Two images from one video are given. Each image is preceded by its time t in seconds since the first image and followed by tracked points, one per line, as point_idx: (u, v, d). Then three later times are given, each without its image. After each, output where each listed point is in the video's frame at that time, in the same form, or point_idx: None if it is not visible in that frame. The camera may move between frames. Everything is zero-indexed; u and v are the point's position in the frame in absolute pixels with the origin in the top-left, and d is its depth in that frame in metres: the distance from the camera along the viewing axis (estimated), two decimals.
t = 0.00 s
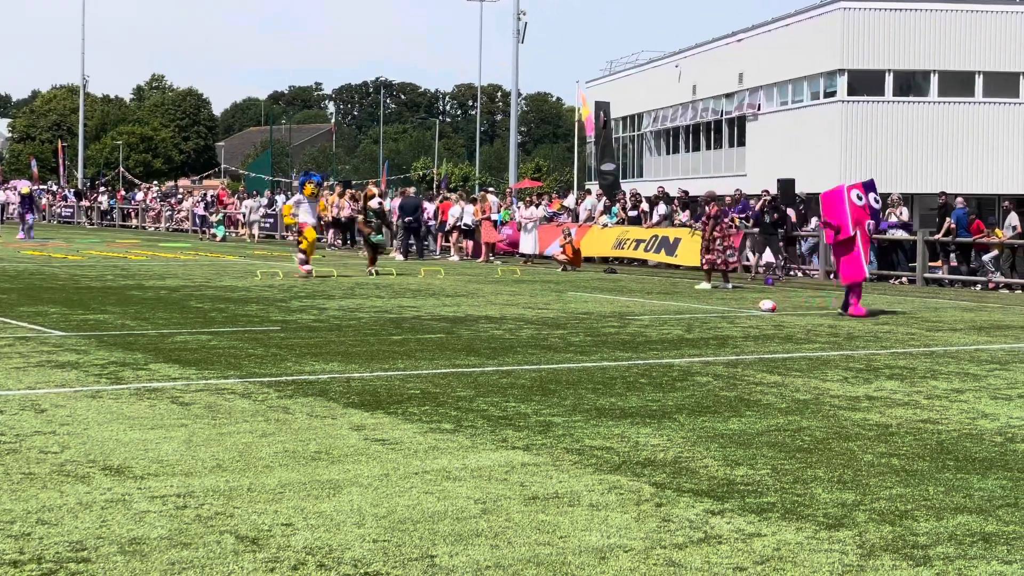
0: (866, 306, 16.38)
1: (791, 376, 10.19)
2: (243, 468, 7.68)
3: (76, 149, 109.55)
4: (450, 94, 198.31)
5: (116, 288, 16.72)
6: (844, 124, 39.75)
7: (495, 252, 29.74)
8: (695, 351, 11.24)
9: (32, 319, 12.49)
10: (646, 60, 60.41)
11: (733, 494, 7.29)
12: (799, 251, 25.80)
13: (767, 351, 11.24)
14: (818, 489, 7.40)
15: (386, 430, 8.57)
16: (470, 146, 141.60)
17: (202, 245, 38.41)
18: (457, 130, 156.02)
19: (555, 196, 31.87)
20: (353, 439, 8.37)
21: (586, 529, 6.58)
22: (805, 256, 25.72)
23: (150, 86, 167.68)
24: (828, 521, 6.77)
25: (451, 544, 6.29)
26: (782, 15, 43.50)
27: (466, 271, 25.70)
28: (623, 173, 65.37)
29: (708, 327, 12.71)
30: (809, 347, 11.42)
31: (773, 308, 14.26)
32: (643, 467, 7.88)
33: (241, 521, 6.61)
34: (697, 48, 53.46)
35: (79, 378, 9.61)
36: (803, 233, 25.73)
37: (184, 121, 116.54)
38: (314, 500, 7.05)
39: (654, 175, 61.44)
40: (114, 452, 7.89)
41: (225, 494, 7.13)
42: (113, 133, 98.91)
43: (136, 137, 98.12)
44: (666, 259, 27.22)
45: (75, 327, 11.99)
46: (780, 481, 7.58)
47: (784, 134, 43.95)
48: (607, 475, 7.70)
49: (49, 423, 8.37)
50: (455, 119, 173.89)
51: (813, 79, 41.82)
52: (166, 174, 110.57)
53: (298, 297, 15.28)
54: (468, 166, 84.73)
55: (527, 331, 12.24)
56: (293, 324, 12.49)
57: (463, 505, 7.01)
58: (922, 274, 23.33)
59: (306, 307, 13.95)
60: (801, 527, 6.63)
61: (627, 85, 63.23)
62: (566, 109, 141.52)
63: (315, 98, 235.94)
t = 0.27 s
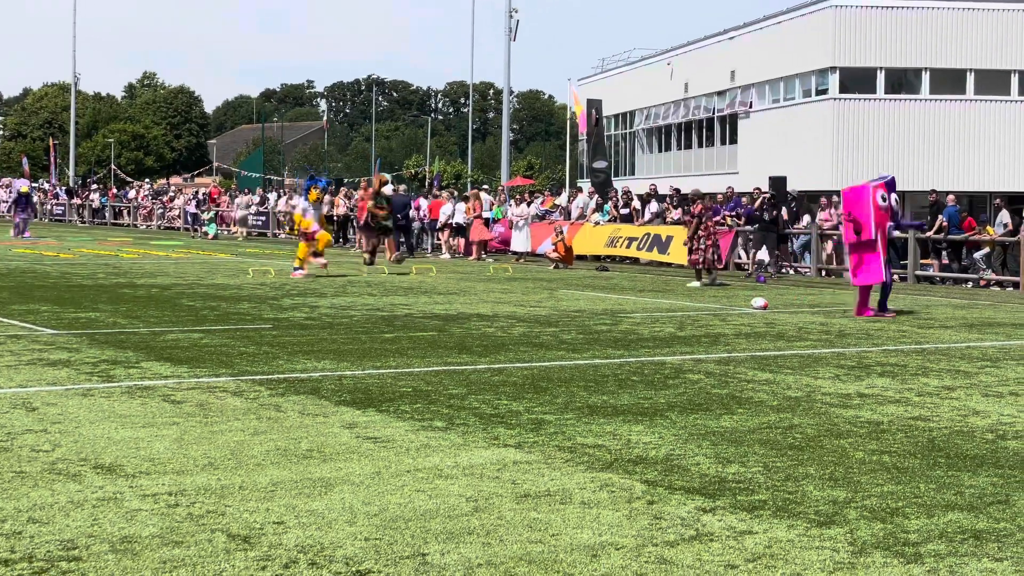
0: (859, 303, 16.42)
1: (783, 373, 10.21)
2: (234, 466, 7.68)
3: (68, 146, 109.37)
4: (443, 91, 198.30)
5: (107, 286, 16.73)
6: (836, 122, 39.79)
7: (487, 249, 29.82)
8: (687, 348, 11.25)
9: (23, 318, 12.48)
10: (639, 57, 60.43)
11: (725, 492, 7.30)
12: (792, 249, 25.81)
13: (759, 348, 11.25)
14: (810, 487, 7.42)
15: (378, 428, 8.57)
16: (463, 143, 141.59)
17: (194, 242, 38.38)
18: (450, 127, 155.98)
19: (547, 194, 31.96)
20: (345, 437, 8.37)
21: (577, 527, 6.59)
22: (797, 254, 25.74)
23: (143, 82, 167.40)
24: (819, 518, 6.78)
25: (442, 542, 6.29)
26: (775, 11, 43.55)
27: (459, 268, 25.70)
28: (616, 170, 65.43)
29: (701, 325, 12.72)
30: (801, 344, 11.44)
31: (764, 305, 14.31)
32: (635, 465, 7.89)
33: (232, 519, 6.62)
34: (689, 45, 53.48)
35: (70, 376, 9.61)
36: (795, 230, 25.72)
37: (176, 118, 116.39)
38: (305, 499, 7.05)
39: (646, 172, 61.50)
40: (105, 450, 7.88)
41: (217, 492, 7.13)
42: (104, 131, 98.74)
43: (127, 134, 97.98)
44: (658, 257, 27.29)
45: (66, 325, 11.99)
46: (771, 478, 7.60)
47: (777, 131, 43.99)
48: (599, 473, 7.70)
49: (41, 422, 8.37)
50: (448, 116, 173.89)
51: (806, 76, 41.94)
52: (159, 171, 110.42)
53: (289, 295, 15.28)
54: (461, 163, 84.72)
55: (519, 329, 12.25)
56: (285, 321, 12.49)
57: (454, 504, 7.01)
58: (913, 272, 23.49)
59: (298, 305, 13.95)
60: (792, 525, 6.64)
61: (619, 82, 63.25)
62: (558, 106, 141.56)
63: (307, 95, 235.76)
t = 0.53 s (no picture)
0: (851, 301, 16.43)
1: (774, 371, 10.23)
2: (226, 464, 7.67)
3: (59, 144, 109.18)
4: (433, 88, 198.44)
5: (98, 285, 16.69)
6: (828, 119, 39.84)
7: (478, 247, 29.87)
8: (678, 346, 11.26)
9: (14, 316, 12.46)
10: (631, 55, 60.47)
11: (716, 490, 7.30)
12: (783, 246, 25.86)
13: (750, 346, 11.27)
14: (801, 485, 7.43)
15: (369, 426, 8.57)
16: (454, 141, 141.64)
17: (186, 240, 38.32)
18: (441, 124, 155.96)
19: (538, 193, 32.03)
20: (336, 434, 8.37)
21: (569, 525, 6.60)
22: (788, 251, 25.79)
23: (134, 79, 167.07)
24: (810, 515, 6.79)
25: (434, 539, 6.30)
26: (767, 9, 43.61)
27: (452, 266, 25.70)
28: (607, 167, 65.47)
29: (693, 322, 12.72)
30: (793, 342, 11.45)
31: (756, 303, 14.33)
32: (626, 463, 7.89)
33: (223, 517, 6.61)
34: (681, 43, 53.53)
35: (61, 374, 9.60)
36: (787, 228, 25.76)
37: (167, 116, 116.20)
38: (296, 497, 7.04)
39: (637, 170, 61.55)
40: (95, 448, 7.87)
41: (207, 490, 7.12)
42: (95, 128, 98.52)
43: (118, 132, 97.77)
44: (650, 255, 27.31)
45: (57, 323, 11.96)
46: (762, 476, 7.61)
47: (768, 129, 44.05)
48: (590, 471, 7.71)
49: (30, 420, 8.36)
50: (440, 113, 173.92)
51: (798, 75, 41.97)
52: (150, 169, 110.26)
53: (281, 293, 15.26)
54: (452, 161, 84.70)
55: (511, 327, 12.24)
56: (277, 319, 12.49)
57: (446, 501, 7.01)
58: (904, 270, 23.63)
59: (291, 302, 13.95)
60: (782, 522, 6.65)
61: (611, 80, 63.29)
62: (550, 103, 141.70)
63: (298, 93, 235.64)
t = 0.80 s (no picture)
0: (842, 299, 16.46)
1: (766, 369, 10.25)
2: (217, 461, 7.66)
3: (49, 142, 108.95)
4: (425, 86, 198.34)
5: (89, 282, 16.67)
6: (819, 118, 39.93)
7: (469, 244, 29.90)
8: (670, 344, 11.27)
9: (5, 313, 12.44)
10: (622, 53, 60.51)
11: (707, 487, 7.32)
12: (774, 244, 25.90)
13: (742, 344, 11.29)
14: (792, 481, 7.44)
15: (361, 424, 8.57)
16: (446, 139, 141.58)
17: (177, 238, 38.27)
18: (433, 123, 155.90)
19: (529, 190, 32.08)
20: (328, 432, 8.37)
21: (560, 522, 6.60)
22: (780, 249, 25.85)
23: (126, 76, 166.72)
24: (801, 513, 6.80)
25: (426, 537, 6.30)
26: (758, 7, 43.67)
27: (444, 264, 25.71)
28: (599, 166, 65.52)
29: (684, 320, 12.74)
30: (784, 340, 11.47)
31: (747, 301, 14.36)
32: (618, 460, 7.90)
33: (215, 514, 6.61)
34: (673, 41, 53.57)
35: (51, 372, 9.58)
36: (778, 226, 25.80)
37: (158, 113, 115.99)
38: (288, 494, 7.04)
39: (629, 168, 61.60)
40: (87, 446, 7.85)
41: (199, 487, 7.12)
42: (86, 126, 98.31)
43: (109, 130, 97.61)
44: (642, 253, 27.35)
45: (48, 320, 11.94)
46: (754, 473, 7.62)
47: (760, 127, 44.10)
48: (582, 468, 7.72)
49: (21, 417, 8.34)
50: (432, 112, 173.76)
51: (789, 73, 42.01)
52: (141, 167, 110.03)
53: (273, 290, 15.23)
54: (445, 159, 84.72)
55: (503, 325, 12.25)
56: (268, 317, 12.48)
57: (437, 499, 7.02)
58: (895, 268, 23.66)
59: (283, 300, 13.93)
60: (774, 520, 6.67)
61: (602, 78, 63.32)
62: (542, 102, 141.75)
63: (290, 91, 235.26)
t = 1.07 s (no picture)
0: (834, 298, 16.47)
1: (757, 367, 10.26)
2: (209, 459, 7.67)
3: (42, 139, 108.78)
4: (418, 84, 198.32)
5: (80, 279, 16.65)
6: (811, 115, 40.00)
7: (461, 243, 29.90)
8: (662, 342, 11.29)
9: None
10: (616, 52, 60.54)
11: (698, 485, 7.33)
12: (766, 242, 25.91)
13: (734, 342, 11.31)
14: (783, 479, 7.46)
15: (353, 421, 8.57)
16: (438, 137, 141.55)
17: (169, 235, 38.20)
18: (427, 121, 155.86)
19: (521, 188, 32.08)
20: (320, 430, 8.37)
21: (552, 519, 6.61)
22: (772, 247, 25.87)
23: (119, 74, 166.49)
24: (792, 510, 6.82)
25: (417, 534, 6.30)
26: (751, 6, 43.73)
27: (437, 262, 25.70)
28: (592, 164, 65.54)
29: (676, 318, 12.75)
30: (776, 338, 11.49)
31: (739, 299, 14.38)
32: (609, 458, 7.91)
33: (206, 512, 6.61)
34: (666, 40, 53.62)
35: (43, 369, 9.57)
36: (770, 224, 25.80)
37: (151, 111, 115.83)
38: (279, 491, 7.05)
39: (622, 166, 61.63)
40: (78, 443, 7.85)
41: (190, 485, 7.12)
42: (78, 123, 98.17)
43: (102, 127, 97.52)
44: (635, 251, 27.37)
45: (39, 318, 11.93)
46: (745, 471, 7.64)
47: (752, 126, 44.15)
48: (573, 466, 7.72)
49: (12, 415, 8.34)
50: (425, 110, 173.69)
51: (781, 71, 42.05)
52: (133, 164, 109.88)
53: (265, 288, 15.22)
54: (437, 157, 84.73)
55: (495, 322, 12.25)
56: (260, 314, 12.47)
57: (429, 496, 7.02)
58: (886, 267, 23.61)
59: (274, 298, 13.92)
60: (765, 517, 6.68)
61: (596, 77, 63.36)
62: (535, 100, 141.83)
63: (283, 89, 235.03)
